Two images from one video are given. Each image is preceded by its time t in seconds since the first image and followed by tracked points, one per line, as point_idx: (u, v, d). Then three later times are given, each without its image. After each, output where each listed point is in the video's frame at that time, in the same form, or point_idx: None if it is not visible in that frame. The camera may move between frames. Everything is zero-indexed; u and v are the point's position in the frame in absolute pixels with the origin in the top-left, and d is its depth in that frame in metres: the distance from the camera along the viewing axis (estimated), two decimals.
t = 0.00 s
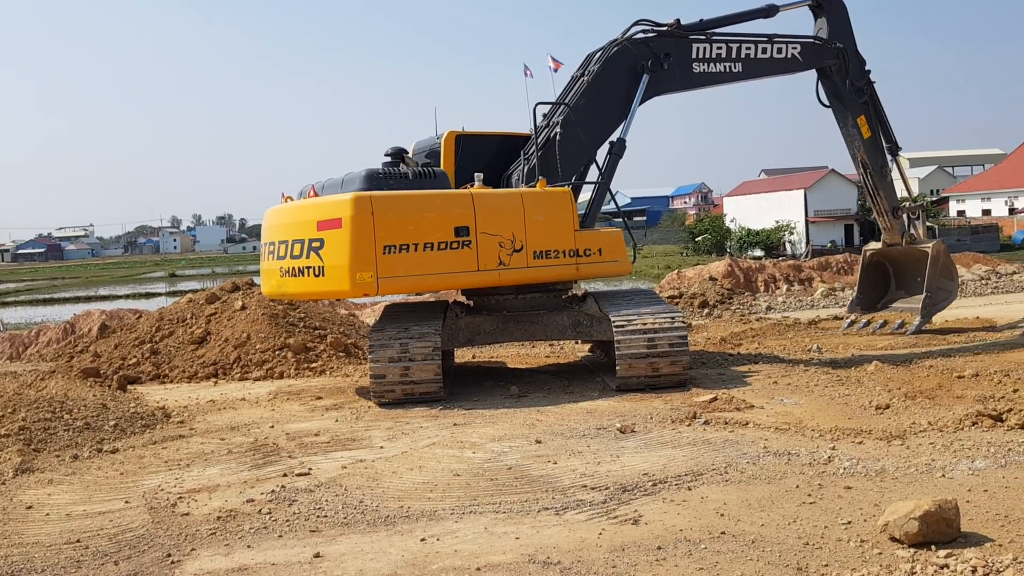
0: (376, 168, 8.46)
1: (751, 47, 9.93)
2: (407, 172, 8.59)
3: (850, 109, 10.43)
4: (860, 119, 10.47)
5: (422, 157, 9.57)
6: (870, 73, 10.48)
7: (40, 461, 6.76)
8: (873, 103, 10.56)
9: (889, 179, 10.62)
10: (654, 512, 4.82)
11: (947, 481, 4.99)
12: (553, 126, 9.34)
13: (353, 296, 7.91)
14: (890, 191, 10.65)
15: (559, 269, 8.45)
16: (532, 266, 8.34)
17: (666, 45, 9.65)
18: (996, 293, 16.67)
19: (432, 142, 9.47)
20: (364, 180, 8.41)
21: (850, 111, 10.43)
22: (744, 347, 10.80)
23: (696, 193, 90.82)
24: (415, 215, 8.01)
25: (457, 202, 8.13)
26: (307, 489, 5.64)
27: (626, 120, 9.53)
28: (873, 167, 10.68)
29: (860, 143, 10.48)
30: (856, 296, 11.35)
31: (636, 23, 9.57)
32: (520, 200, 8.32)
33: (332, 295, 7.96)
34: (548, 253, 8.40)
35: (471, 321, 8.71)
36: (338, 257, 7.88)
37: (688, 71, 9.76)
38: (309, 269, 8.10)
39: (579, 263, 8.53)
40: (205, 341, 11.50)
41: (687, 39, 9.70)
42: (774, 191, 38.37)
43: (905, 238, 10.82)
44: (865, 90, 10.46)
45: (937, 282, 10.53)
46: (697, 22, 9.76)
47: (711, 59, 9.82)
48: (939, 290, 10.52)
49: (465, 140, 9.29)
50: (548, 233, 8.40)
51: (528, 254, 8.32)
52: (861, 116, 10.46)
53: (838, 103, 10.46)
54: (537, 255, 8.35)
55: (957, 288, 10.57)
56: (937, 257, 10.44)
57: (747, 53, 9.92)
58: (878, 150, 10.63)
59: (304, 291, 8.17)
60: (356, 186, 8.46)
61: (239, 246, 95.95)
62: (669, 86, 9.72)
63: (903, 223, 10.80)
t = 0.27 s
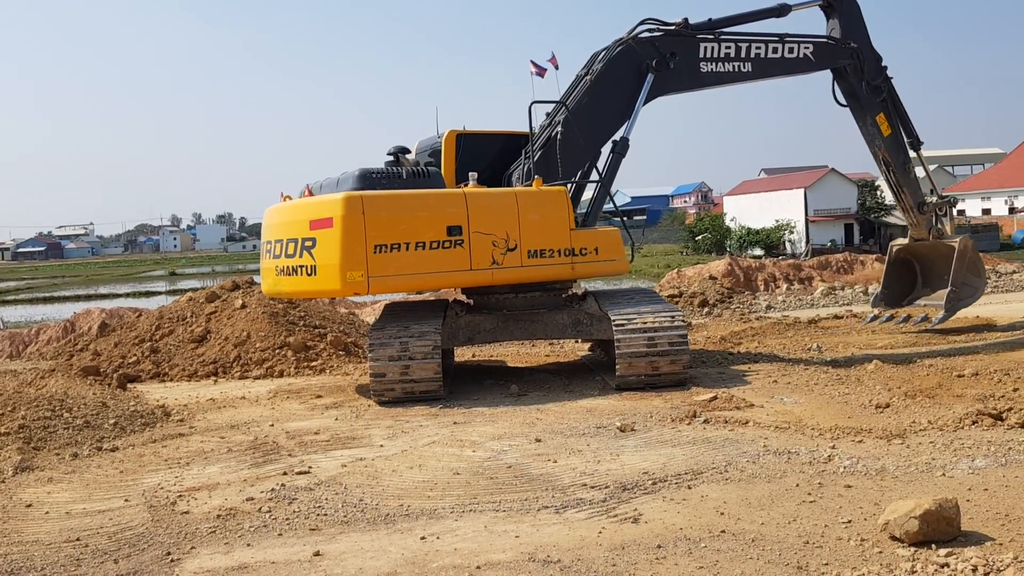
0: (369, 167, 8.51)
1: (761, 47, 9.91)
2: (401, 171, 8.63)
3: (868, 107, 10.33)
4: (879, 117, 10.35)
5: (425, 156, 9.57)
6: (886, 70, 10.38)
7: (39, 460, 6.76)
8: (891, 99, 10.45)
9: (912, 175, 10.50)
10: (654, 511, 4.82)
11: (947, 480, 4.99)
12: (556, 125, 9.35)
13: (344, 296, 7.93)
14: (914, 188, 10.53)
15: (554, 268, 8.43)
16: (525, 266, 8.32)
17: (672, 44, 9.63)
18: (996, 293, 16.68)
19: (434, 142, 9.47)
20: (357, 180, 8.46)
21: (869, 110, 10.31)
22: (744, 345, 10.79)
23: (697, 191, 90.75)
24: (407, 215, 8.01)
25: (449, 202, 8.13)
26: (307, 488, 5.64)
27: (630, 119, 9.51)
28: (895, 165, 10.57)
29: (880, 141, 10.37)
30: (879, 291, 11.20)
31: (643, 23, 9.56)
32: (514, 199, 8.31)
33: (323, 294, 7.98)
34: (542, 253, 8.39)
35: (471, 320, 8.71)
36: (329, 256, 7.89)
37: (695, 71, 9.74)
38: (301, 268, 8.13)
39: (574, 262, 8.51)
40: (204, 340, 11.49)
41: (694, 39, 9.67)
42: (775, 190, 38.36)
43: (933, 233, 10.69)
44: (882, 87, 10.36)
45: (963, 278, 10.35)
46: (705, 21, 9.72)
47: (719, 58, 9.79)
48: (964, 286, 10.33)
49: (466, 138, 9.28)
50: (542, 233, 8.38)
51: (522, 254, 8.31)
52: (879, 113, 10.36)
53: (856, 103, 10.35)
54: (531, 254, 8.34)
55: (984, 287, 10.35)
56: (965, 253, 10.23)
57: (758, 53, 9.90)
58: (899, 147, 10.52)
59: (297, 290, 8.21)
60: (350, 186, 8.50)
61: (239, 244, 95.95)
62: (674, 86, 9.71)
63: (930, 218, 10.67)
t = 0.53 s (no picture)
0: (361, 167, 8.66)
1: (775, 48, 9.75)
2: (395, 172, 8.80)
3: (889, 109, 10.14)
4: (900, 119, 10.17)
5: (429, 156, 9.54)
6: (907, 70, 10.18)
7: (40, 458, 6.76)
8: (912, 100, 10.25)
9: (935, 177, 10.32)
10: (655, 511, 4.81)
11: (947, 480, 4.98)
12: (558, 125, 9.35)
13: (335, 295, 8.02)
14: (937, 190, 10.35)
15: (548, 268, 8.41)
16: (519, 265, 8.31)
17: (680, 44, 9.58)
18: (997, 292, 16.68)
19: (437, 142, 9.45)
20: (350, 179, 8.61)
21: (889, 113, 10.13)
22: (745, 345, 10.79)
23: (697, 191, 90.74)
24: (397, 214, 8.06)
25: (441, 201, 8.15)
26: (308, 487, 5.64)
27: (636, 119, 9.49)
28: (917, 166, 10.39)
29: (901, 144, 10.20)
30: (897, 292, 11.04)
31: (651, 23, 9.54)
32: (508, 199, 8.29)
33: (315, 293, 8.09)
34: (537, 252, 8.36)
35: (472, 319, 8.71)
36: (319, 256, 7.99)
37: (704, 71, 9.66)
38: (295, 267, 8.27)
39: (570, 261, 8.48)
40: (205, 339, 11.49)
41: (704, 39, 9.61)
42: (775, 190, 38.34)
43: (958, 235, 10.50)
44: (903, 88, 10.15)
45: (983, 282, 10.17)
46: (716, 21, 9.64)
47: (729, 59, 9.67)
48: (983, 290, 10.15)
49: (467, 138, 9.27)
50: (536, 232, 8.35)
51: (515, 253, 8.29)
52: (900, 115, 10.17)
53: (876, 106, 10.15)
54: (525, 254, 8.32)
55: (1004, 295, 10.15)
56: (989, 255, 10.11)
57: (770, 54, 9.74)
58: (921, 149, 10.34)
59: (292, 288, 8.34)
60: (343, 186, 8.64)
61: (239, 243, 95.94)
62: (683, 87, 9.66)
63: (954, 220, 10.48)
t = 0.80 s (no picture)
0: (357, 169, 8.77)
1: (786, 54, 9.73)
2: (391, 174, 8.87)
3: (904, 119, 10.05)
4: (915, 128, 10.08)
5: (431, 157, 9.52)
6: (922, 81, 10.13)
7: (39, 458, 6.76)
8: (928, 110, 10.17)
9: (950, 189, 10.17)
10: (654, 512, 4.81)
11: (947, 481, 4.98)
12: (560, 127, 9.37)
13: (328, 296, 8.06)
14: (953, 202, 10.18)
15: (544, 269, 8.39)
16: (514, 266, 8.30)
17: (687, 48, 9.57)
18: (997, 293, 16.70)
19: (439, 143, 9.44)
20: (346, 180, 8.71)
21: (904, 122, 10.04)
22: (745, 346, 10.78)
23: (697, 192, 90.71)
24: (391, 215, 8.07)
25: (436, 202, 8.16)
26: (307, 487, 5.63)
27: (640, 122, 9.48)
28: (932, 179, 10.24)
29: (915, 154, 10.09)
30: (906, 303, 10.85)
31: (658, 26, 9.54)
32: (503, 200, 8.29)
33: (309, 293, 8.14)
34: (532, 253, 8.35)
35: (472, 319, 8.71)
36: (313, 257, 8.03)
37: (711, 75, 9.65)
38: (291, 267, 8.33)
39: (565, 262, 8.46)
40: (204, 339, 11.49)
41: (712, 43, 9.61)
42: (775, 191, 38.34)
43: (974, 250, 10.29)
44: (918, 98, 10.09)
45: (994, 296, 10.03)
46: (726, 26, 9.63)
47: (738, 64, 9.66)
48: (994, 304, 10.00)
49: (469, 138, 9.26)
50: (532, 233, 8.34)
51: (510, 254, 8.29)
52: (915, 125, 10.07)
53: (890, 114, 10.08)
54: (519, 254, 8.31)
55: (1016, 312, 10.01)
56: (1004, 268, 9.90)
57: (780, 60, 9.72)
58: (937, 161, 10.21)
59: (289, 289, 8.40)
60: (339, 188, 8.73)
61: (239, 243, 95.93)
62: (689, 91, 9.64)
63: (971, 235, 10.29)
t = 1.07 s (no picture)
0: (357, 170, 8.79)
1: (789, 57, 9.74)
2: (391, 174, 8.90)
3: (907, 123, 10.05)
4: (918, 133, 10.07)
5: (432, 157, 9.51)
6: (928, 86, 10.13)
7: (40, 459, 6.76)
8: (932, 116, 10.16)
9: (952, 196, 10.14)
10: (655, 513, 4.81)
11: (948, 482, 4.98)
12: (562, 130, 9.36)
13: (327, 296, 8.06)
14: (954, 209, 10.16)
15: (544, 269, 8.39)
16: (514, 267, 8.30)
17: (690, 50, 9.57)
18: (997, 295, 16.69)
19: (440, 144, 9.44)
20: (346, 181, 8.73)
21: (907, 127, 10.04)
22: (745, 347, 10.78)
23: (698, 193, 90.69)
24: (390, 216, 8.08)
25: (435, 203, 8.16)
26: (308, 488, 5.64)
27: (642, 124, 9.48)
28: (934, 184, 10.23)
29: (917, 159, 10.07)
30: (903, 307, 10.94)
31: (661, 28, 9.54)
32: (503, 201, 8.29)
33: (309, 294, 8.14)
34: (532, 253, 8.35)
35: (473, 320, 8.71)
36: (312, 257, 8.04)
37: (714, 77, 9.65)
38: (291, 268, 8.34)
39: (565, 262, 8.46)
40: (205, 339, 11.49)
41: (716, 45, 9.60)
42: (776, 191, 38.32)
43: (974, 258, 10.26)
44: (923, 103, 10.09)
45: (993, 304, 10.20)
46: (729, 28, 9.62)
47: (741, 66, 9.66)
48: (992, 312, 10.20)
49: (469, 139, 9.26)
50: (531, 234, 8.34)
51: (510, 254, 8.29)
52: (919, 130, 10.07)
53: (893, 118, 10.09)
54: (519, 255, 8.31)
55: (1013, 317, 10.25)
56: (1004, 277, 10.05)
57: (784, 63, 9.73)
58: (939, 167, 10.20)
59: (288, 290, 8.41)
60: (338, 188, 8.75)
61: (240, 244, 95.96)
62: (692, 92, 9.63)
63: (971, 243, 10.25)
